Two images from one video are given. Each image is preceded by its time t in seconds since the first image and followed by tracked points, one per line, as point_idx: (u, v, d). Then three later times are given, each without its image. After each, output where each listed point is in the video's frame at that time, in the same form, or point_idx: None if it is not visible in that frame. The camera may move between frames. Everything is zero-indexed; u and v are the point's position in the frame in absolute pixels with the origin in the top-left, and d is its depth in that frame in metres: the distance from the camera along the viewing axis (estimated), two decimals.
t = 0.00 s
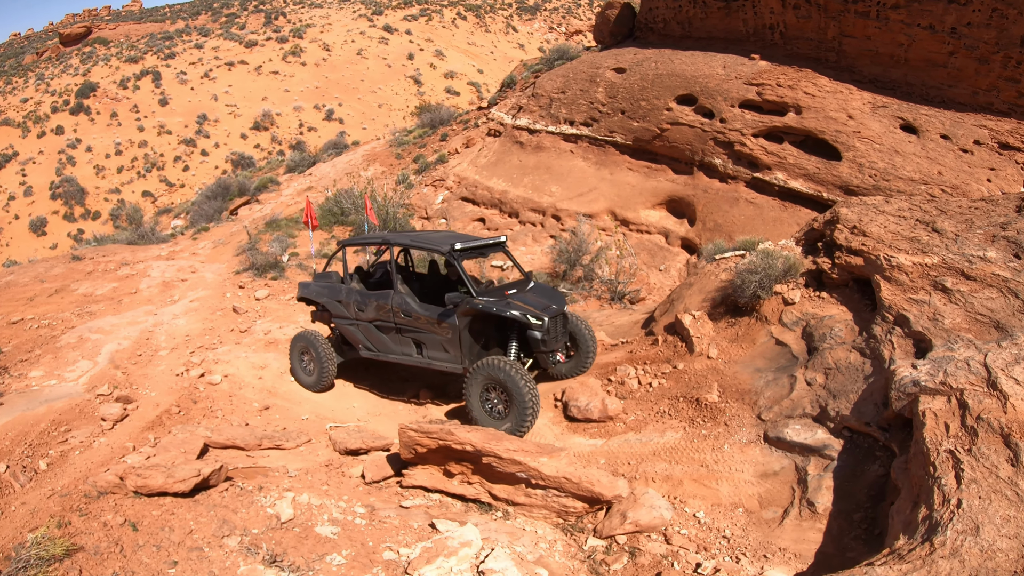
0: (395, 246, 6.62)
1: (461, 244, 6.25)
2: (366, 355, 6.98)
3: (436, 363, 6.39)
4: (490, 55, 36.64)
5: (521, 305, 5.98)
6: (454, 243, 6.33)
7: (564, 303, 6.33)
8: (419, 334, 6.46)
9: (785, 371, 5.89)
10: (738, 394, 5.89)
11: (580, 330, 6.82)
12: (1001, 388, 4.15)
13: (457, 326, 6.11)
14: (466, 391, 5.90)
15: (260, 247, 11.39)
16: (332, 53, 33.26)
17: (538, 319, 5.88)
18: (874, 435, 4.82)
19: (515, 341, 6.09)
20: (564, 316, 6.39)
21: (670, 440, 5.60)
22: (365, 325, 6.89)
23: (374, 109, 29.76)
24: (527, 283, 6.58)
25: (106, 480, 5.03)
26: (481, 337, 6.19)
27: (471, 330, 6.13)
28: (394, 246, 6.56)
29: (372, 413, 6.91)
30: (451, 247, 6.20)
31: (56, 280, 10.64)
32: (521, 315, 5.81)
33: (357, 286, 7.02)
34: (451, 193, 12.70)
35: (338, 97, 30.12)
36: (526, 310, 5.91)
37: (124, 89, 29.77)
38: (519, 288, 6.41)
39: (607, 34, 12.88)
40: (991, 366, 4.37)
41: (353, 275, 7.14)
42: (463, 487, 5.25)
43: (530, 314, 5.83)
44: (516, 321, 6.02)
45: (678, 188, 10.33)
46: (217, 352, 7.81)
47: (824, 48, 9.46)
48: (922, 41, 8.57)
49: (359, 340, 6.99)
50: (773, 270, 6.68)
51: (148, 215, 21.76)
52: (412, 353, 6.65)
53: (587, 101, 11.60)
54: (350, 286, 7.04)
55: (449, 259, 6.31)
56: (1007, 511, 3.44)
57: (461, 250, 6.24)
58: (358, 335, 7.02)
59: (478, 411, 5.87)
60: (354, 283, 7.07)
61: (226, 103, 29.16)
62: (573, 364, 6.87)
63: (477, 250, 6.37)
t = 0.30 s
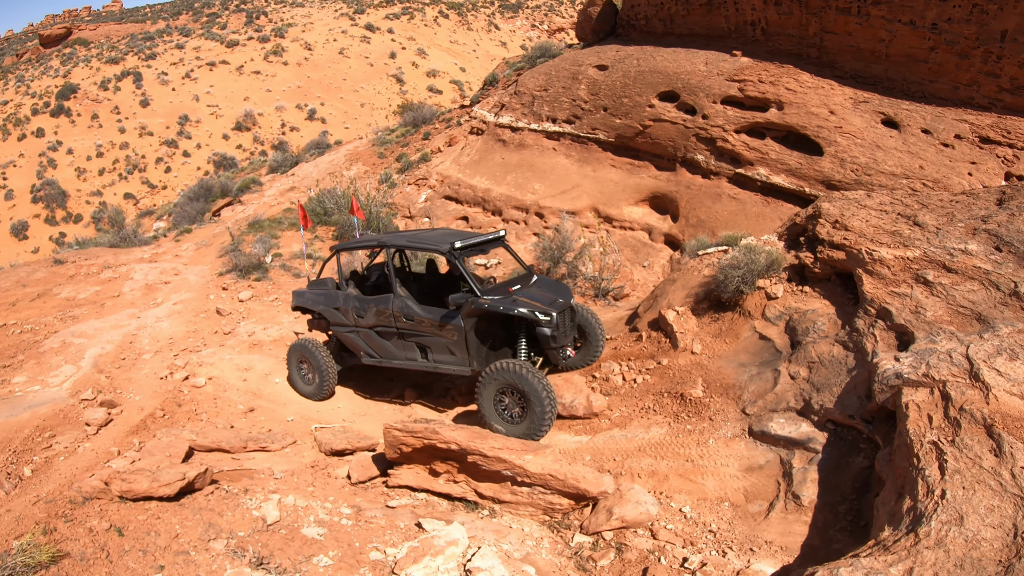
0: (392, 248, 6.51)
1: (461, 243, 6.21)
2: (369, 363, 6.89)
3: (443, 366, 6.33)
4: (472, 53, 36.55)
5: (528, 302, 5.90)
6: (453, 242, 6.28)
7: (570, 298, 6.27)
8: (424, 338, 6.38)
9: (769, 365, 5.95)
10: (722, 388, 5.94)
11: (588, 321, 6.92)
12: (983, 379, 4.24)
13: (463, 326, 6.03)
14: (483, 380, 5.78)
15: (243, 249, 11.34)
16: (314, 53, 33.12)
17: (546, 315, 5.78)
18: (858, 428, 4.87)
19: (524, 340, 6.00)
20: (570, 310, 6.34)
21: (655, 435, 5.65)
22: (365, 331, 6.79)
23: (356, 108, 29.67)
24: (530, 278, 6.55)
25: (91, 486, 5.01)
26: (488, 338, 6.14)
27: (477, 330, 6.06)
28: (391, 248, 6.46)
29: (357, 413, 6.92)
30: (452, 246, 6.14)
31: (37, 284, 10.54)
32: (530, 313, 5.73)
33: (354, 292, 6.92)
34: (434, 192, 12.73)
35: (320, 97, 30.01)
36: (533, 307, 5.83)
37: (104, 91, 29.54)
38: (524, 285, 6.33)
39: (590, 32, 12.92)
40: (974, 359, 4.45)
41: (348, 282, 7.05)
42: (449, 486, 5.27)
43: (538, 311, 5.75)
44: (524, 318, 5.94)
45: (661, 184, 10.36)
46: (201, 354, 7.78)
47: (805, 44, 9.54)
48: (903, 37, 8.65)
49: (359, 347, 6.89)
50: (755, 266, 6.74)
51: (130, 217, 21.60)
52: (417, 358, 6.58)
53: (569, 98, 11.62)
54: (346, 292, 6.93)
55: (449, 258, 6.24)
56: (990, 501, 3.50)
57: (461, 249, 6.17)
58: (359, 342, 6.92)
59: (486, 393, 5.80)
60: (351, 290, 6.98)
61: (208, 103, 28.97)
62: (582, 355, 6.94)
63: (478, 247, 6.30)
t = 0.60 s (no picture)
0: (389, 252, 6.34)
1: (460, 244, 6.07)
2: (372, 373, 6.70)
3: (450, 373, 6.19)
4: (452, 50, 36.46)
5: (535, 302, 5.81)
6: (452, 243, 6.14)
7: (574, 294, 6.20)
8: (429, 346, 6.22)
9: (750, 358, 6.00)
10: (705, 382, 6.00)
11: (595, 312, 6.86)
12: (963, 368, 4.33)
13: (470, 331, 5.90)
14: (514, 375, 5.51)
15: (224, 251, 11.29)
16: (293, 52, 32.94)
17: (554, 314, 5.69)
18: (839, 419, 4.93)
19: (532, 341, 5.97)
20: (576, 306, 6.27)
21: (638, 430, 5.70)
22: (366, 342, 6.62)
23: (335, 108, 29.53)
24: (532, 274, 6.47)
25: (74, 493, 4.98)
26: (494, 340, 6.04)
27: (484, 333, 5.94)
28: (388, 253, 6.30)
29: (341, 414, 6.93)
30: (450, 249, 6.00)
31: (16, 290, 10.44)
32: (538, 313, 5.63)
33: (350, 301, 6.75)
34: (415, 191, 12.74)
35: (300, 97, 29.87)
36: (541, 306, 5.74)
37: (82, 94, 29.25)
38: (527, 284, 6.24)
39: (568, 28, 12.93)
40: (954, 348, 4.52)
41: (343, 291, 6.88)
42: (432, 485, 5.29)
43: (547, 311, 5.65)
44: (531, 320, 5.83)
45: (641, 180, 10.40)
46: (182, 358, 7.74)
47: (783, 38, 9.60)
48: (880, 30, 8.72)
49: (361, 357, 6.71)
50: (735, 259, 6.80)
51: (109, 221, 21.43)
52: (423, 366, 6.42)
53: (548, 95, 11.64)
54: (343, 302, 6.76)
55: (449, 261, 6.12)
56: (971, 489, 3.56)
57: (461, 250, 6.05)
58: (359, 352, 6.75)
59: (512, 387, 5.57)
60: (347, 299, 6.80)
61: (187, 104, 28.75)
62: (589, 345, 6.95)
63: (477, 247, 6.20)
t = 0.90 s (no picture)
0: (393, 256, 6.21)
1: (468, 244, 5.97)
2: (381, 380, 6.64)
3: (464, 377, 6.13)
4: (432, 51, 36.42)
5: (549, 301, 5.73)
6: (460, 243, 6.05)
7: (587, 291, 6.13)
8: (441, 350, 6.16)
9: (733, 353, 6.07)
10: (688, 377, 6.07)
11: (606, 307, 6.82)
12: (944, 358, 4.39)
13: (485, 332, 5.84)
14: (562, 380, 5.35)
15: (206, 256, 11.25)
16: (272, 55, 32.75)
17: (569, 310, 5.60)
18: (822, 411, 4.98)
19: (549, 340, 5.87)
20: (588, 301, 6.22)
21: (623, 427, 5.75)
22: (374, 349, 6.57)
23: (316, 110, 29.41)
24: (540, 271, 6.45)
25: (59, 503, 4.95)
26: (508, 340, 5.98)
27: (498, 334, 5.88)
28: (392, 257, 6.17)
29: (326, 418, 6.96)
30: (459, 249, 5.91)
31: None
32: (554, 311, 5.54)
33: (354, 310, 6.70)
34: (396, 192, 12.76)
35: (280, 100, 29.73)
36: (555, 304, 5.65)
37: (60, 99, 28.96)
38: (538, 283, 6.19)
39: (548, 27, 12.96)
40: (934, 339, 4.59)
41: (344, 298, 6.80)
42: (418, 486, 5.32)
43: (563, 308, 5.55)
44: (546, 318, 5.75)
45: (622, 178, 10.44)
46: (166, 365, 7.71)
47: (762, 35, 9.67)
48: (858, 26, 8.79)
49: (369, 366, 6.68)
50: (716, 255, 6.87)
51: (90, 228, 21.24)
52: (435, 371, 6.36)
53: (529, 94, 11.66)
54: (347, 310, 6.69)
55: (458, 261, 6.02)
56: (955, 477, 3.62)
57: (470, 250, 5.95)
58: (366, 360, 6.71)
59: (558, 387, 5.41)
60: (349, 306, 6.75)
61: (166, 109, 28.52)
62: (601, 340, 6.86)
63: (484, 246, 6.10)
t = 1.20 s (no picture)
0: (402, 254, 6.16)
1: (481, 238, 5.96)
2: (392, 384, 6.52)
3: (482, 374, 6.09)
4: (412, 53, 36.41)
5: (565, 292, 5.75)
6: (471, 237, 6.05)
7: (599, 280, 6.17)
8: (457, 348, 6.09)
9: (717, 349, 6.12)
10: (673, 374, 6.12)
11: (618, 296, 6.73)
12: (927, 349, 4.45)
13: (503, 326, 5.83)
14: (611, 391, 5.31)
15: (188, 263, 11.19)
16: (251, 59, 32.57)
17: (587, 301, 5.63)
18: (807, 404, 5.03)
19: (566, 330, 5.89)
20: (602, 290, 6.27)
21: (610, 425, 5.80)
22: (384, 351, 6.43)
23: (296, 114, 29.29)
24: (552, 263, 6.48)
25: (45, 515, 4.93)
26: (525, 333, 5.99)
27: (516, 328, 5.88)
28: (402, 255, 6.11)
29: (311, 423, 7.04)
30: (472, 243, 5.91)
31: None
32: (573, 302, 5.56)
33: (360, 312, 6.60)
34: (378, 195, 12.75)
35: (260, 104, 29.57)
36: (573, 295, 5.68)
37: (38, 107, 28.66)
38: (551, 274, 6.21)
39: (528, 28, 12.99)
40: (916, 330, 4.64)
41: (350, 301, 6.75)
42: (405, 489, 5.33)
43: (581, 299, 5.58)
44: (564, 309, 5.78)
45: (603, 176, 10.47)
46: (150, 373, 7.68)
47: (741, 32, 9.75)
48: (836, 22, 8.88)
49: (379, 369, 6.53)
50: (698, 252, 6.94)
51: (70, 237, 21.06)
52: (451, 370, 6.27)
53: (509, 95, 11.67)
54: (354, 313, 6.60)
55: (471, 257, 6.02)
56: (940, 467, 3.66)
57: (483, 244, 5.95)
58: (376, 364, 6.56)
59: (600, 394, 5.36)
60: (355, 310, 6.67)
61: (146, 115, 28.29)
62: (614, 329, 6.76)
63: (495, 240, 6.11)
